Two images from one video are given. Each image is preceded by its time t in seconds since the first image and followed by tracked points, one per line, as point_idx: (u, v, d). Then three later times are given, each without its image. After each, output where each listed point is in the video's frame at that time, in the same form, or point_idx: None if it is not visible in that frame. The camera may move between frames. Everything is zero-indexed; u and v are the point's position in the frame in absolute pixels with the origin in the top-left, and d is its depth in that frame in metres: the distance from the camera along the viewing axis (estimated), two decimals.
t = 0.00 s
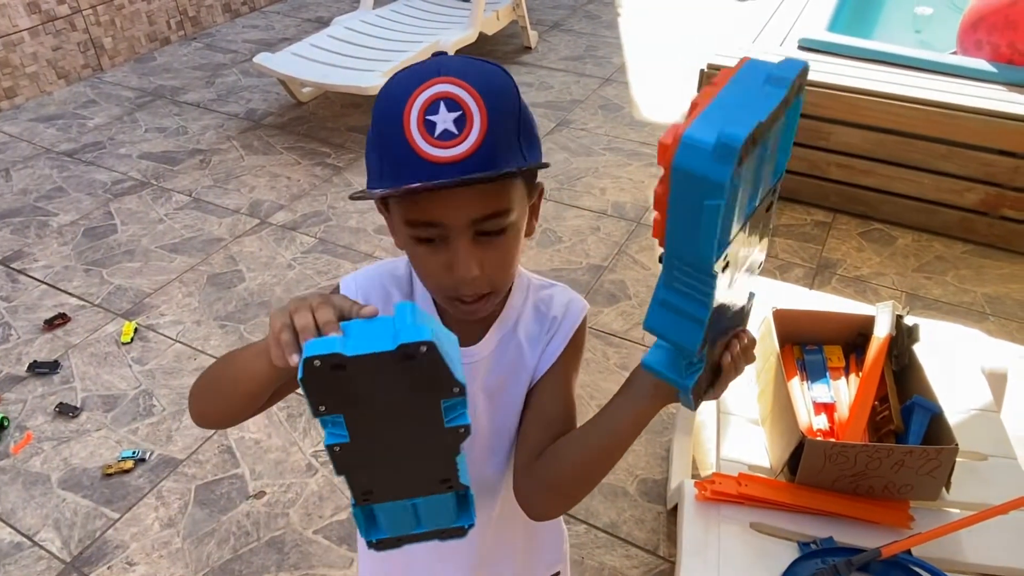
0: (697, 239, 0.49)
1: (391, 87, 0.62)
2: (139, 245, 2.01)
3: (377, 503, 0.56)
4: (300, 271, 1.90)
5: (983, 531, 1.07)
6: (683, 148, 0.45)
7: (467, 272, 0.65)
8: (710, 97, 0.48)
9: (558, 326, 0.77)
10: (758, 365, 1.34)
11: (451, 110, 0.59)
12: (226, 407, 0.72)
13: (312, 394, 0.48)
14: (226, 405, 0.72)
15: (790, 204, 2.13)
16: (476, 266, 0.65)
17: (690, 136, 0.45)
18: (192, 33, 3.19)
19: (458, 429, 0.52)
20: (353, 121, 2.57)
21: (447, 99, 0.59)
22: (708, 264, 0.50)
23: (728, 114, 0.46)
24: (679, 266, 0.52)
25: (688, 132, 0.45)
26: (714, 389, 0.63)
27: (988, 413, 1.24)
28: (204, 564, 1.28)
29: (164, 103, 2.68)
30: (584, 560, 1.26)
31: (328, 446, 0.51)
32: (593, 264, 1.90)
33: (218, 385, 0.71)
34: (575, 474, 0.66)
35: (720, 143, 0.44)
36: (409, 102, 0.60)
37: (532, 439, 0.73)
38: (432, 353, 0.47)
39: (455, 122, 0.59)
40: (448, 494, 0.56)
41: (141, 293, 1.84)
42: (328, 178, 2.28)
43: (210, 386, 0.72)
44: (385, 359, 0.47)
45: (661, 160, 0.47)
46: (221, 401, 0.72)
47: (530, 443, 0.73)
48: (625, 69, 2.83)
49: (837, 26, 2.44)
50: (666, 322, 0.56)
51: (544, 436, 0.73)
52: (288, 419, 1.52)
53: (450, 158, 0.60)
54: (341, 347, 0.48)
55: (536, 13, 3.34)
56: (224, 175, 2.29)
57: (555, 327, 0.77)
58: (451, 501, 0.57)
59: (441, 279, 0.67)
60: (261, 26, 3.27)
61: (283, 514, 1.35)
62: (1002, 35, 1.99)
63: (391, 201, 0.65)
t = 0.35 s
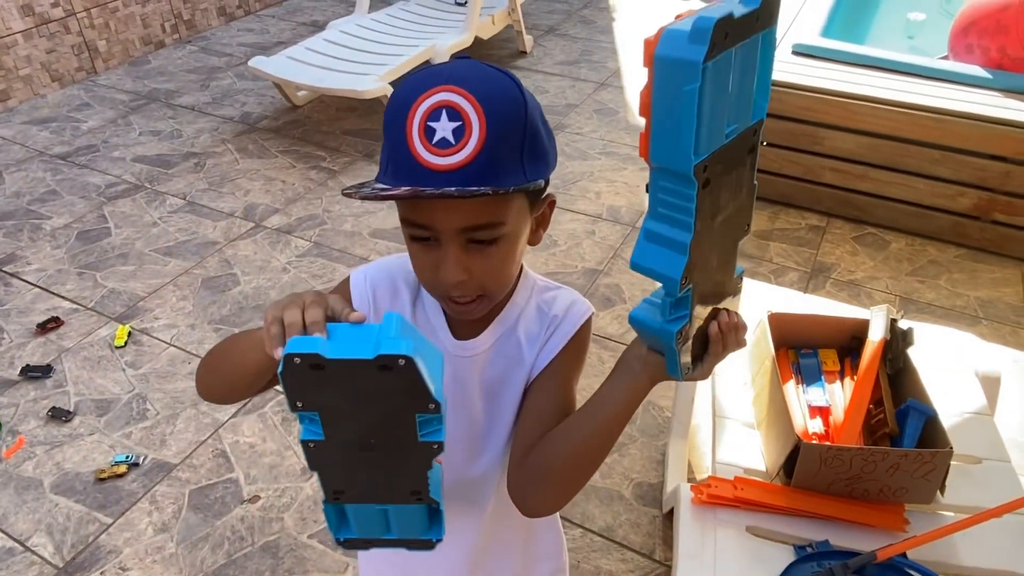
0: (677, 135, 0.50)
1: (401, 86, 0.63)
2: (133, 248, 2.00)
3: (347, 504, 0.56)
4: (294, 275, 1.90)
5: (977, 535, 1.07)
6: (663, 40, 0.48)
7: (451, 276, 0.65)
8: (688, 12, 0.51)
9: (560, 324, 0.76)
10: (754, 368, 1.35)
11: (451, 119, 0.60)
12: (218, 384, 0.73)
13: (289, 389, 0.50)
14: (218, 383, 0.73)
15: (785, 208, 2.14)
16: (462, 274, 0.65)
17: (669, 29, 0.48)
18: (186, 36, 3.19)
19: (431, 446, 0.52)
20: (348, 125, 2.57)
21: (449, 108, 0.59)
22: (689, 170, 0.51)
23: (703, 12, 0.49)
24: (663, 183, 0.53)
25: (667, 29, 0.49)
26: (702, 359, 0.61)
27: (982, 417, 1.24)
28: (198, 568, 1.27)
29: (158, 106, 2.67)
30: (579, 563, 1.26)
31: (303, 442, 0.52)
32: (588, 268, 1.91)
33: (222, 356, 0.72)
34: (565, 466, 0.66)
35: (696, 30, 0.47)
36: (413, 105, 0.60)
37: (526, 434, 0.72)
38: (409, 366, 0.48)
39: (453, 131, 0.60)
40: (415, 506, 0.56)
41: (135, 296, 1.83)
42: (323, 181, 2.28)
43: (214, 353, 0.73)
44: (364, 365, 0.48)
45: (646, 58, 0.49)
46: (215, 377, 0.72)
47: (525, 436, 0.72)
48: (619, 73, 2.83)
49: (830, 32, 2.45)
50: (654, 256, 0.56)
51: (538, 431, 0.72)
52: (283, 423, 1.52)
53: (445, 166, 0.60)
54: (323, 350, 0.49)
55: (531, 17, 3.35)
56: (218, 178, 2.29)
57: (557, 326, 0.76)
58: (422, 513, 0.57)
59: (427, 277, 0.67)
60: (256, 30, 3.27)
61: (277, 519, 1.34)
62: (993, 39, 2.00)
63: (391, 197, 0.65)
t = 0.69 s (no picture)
0: (716, 176, 0.51)
1: (415, 74, 0.62)
2: (128, 250, 1.99)
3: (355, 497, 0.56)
4: (291, 277, 1.89)
5: (974, 534, 1.08)
6: (709, 86, 0.49)
7: (458, 264, 0.65)
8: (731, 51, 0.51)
9: (568, 323, 0.76)
10: (752, 369, 1.35)
11: (464, 106, 0.59)
12: (229, 379, 0.72)
13: (306, 387, 0.49)
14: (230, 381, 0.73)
15: (781, 211, 2.14)
16: (469, 261, 0.65)
17: (717, 76, 0.49)
18: (182, 39, 3.19)
19: (442, 445, 0.52)
20: (344, 128, 2.57)
21: (462, 94, 0.59)
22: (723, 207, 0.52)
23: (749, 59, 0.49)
24: (693, 215, 0.54)
25: (714, 74, 0.49)
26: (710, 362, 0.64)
27: (978, 417, 1.24)
28: (194, 571, 1.26)
29: (153, 108, 2.67)
30: (578, 565, 1.25)
31: (316, 439, 0.52)
32: (585, 270, 1.91)
33: (236, 353, 0.70)
34: (574, 464, 0.66)
35: (742, 80, 0.48)
36: (426, 92, 0.60)
37: (531, 432, 0.72)
38: (428, 370, 0.47)
39: (466, 117, 0.59)
40: (422, 501, 0.56)
41: (130, 298, 1.82)
42: (320, 184, 2.27)
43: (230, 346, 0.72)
44: (384, 370, 0.47)
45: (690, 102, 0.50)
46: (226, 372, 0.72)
47: (530, 434, 0.72)
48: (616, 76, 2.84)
49: (825, 36, 2.47)
50: (678, 279, 0.57)
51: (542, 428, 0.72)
52: (279, 425, 1.51)
53: (456, 152, 0.59)
54: (342, 351, 0.47)
55: (527, 21, 3.36)
56: (214, 180, 2.28)
57: (566, 325, 0.76)
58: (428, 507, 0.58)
59: (435, 265, 0.67)
60: (252, 33, 3.27)
61: (274, 521, 1.34)
62: (985, 41, 2.01)
63: (403, 184, 0.65)
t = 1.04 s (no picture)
0: (780, 284, 0.50)
1: (427, 55, 0.63)
2: (122, 252, 1.98)
3: (353, 447, 0.51)
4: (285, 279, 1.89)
5: (970, 531, 1.08)
6: (807, 208, 0.46)
7: (469, 247, 0.65)
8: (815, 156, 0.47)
9: (570, 314, 0.76)
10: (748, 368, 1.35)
11: (478, 85, 0.59)
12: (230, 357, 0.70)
13: (293, 301, 0.44)
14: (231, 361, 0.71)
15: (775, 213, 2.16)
16: (481, 244, 0.65)
17: (809, 209, 0.46)
18: (176, 43, 3.19)
19: (445, 371, 0.47)
20: (339, 131, 2.57)
21: (477, 73, 0.59)
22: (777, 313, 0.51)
23: (839, 184, 0.46)
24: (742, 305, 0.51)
25: (803, 205, 0.46)
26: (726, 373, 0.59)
27: (971, 414, 1.25)
28: (188, 572, 1.25)
29: (147, 111, 2.66)
30: (575, 564, 1.25)
31: (308, 369, 0.47)
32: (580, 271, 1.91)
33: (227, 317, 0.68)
34: (577, 461, 0.66)
35: (842, 217, 0.46)
36: (439, 72, 0.60)
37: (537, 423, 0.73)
38: (424, 271, 0.42)
39: (480, 97, 0.59)
40: (427, 450, 0.51)
41: (124, 299, 1.81)
42: (314, 186, 2.27)
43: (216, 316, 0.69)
44: (377, 272, 0.42)
45: (782, 218, 0.46)
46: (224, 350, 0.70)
47: (535, 430, 0.72)
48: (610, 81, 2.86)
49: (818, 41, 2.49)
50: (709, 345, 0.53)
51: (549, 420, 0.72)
52: (274, 425, 1.50)
53: (470, 131, 0.60)
54: (331, 253, 0.42)
55: (522, 26, 3.38)
56: (208, 182, 2.28)
57: (568, 316, 0.76)
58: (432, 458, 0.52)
59: (446, 248, 0.67)
60: (247, 37, 3.27)
61: (269, 521, 1.33)
62: (975, 44, 2.04)
63: (414, 165, 0.65)
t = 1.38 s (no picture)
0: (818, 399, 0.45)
1: (426, 51, 0.62)
2: (115, 255, 1.98)
3: (341, 493, 0.52)
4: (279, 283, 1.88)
5: (965, 532, 1.08)
6: (874, 357, 0.38)
7: (472, 243, 0.65)
8: (886, 286, 0.39)
9: (571, 322, 0.76)
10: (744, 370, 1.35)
11: (477, 80, 0.59)
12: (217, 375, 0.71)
13: (289, 353, 0.45)
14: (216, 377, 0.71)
15: (770, 217, 2.16)
16: (482, 241, 0.65)
17: (880, 359, 0.38)
18: (171, 48, 3.19)
19: (435, 426, 0.49)
20: (334, 135, 2.57)
21: (476, 69, 0.59)
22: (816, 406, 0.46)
23: (913, 321, 0.39)
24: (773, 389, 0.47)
25: (874, 349, 0.38)
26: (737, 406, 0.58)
27: (966, 416, 1.25)
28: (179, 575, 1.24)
29: (142, 116, 2.66)
30: (570, 567, 1.24)
31: (298, 418, 0.48)
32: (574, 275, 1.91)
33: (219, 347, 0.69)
34: (579, 473, 0.65)
35: (915, 366, 0.38)
36: (437, 68, 0.60)
37: (539, 431, 0.73)
38: (420, 328, 0.44)
39: (479, 92, 0.59)
40: (414, 499, 0.52)
41: (116, 303, 1.80)
42: (309, 190, 2.27)
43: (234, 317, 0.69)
44: (371, 330, 0.44)
45: (843, 355, 0.39)
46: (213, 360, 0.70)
47: (537, 439, 0.72)
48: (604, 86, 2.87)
49: (811, 47, 2.50)
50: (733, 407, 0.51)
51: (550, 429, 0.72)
52: (267, 428, 1.49)
53: (468, 126, 0.59)
54: (327, 308, 0.44)
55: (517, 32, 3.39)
56: (202, 187, 2.27)
57: (568, 324, 0.76)
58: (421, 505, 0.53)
59: (447, 246, 0.67)
60: (242, 42, 3.28)
61: (261, 525, 1.32)
62: (966, 48, 2.05)
63: (411, 163, 0.65)
